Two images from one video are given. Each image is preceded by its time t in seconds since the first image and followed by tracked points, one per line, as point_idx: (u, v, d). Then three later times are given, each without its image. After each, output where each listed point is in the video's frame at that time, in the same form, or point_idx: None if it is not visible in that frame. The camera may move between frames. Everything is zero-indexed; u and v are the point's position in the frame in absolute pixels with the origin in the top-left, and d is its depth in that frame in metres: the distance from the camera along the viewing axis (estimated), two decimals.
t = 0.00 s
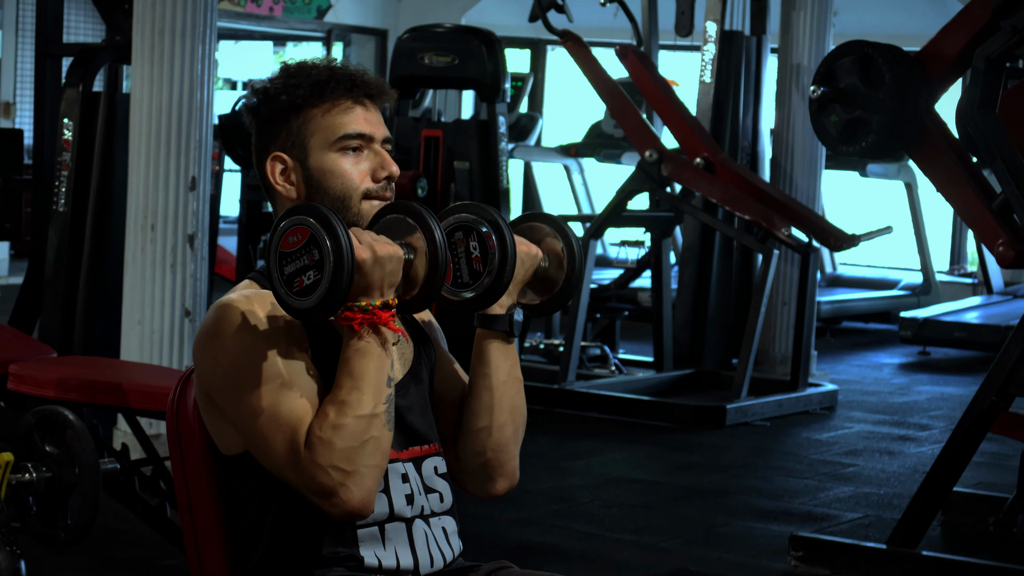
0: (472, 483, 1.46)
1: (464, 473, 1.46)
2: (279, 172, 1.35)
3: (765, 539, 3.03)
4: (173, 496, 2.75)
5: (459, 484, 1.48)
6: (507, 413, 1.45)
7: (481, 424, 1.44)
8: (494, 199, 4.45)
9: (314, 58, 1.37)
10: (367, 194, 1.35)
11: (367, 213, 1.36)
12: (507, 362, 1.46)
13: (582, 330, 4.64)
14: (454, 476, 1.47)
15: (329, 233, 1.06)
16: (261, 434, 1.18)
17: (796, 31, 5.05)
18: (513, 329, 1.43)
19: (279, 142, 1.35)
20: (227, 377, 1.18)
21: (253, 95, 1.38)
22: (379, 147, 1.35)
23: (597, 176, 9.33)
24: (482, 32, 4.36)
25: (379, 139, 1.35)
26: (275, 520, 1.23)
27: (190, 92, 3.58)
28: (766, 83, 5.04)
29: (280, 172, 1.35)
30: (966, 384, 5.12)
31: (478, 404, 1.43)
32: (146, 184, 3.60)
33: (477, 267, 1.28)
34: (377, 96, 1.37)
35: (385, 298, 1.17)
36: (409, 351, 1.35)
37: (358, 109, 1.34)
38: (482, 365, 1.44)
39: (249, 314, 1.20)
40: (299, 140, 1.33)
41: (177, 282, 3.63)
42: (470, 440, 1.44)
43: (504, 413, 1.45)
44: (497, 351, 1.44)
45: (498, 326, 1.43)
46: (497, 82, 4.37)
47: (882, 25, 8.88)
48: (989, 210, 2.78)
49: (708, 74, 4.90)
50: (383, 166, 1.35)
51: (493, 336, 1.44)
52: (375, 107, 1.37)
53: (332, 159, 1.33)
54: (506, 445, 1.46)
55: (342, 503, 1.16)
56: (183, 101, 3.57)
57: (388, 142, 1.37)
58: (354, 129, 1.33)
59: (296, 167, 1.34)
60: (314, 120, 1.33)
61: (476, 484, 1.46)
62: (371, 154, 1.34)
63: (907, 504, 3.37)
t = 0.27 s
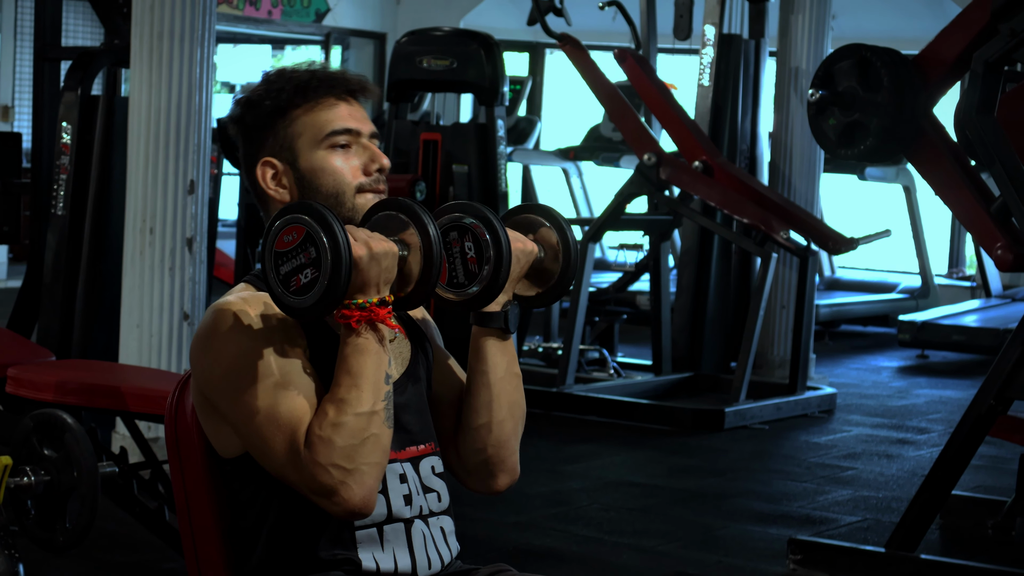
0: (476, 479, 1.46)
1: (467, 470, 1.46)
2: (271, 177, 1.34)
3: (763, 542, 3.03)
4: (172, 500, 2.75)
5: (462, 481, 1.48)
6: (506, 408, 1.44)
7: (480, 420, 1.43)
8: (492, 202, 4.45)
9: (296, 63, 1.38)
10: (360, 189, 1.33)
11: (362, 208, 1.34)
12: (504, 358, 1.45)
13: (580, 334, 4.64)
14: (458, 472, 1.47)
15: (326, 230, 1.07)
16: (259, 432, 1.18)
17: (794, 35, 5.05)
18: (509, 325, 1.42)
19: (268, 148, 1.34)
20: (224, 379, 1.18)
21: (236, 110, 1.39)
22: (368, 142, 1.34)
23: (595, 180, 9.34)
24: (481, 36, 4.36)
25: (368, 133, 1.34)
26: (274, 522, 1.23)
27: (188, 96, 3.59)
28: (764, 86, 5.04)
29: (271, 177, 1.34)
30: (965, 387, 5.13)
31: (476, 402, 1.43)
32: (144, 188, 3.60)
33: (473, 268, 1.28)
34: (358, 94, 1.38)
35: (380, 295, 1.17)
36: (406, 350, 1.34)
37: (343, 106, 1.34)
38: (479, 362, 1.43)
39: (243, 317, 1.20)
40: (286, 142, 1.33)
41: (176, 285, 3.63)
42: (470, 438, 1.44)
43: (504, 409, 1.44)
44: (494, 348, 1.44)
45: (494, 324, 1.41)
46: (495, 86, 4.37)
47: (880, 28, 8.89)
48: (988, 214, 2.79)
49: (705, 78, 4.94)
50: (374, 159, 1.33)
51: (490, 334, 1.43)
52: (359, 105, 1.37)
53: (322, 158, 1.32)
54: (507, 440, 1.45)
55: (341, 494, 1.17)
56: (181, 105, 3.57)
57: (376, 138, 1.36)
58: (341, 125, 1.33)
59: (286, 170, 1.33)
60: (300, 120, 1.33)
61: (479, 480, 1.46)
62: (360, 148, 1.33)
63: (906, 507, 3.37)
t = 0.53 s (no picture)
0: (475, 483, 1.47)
1: (465, 473, 1.46)
2: (261, 181, 1.32)
3: (762, 545, 3.03)
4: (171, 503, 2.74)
5: (461, 483, 1.48)
6: (507, 415, 1.45)
7: (481, 426, 1.43)
8: (491, 205, 4.45)
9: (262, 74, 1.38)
10: (349, 167, 1.30)
11: (356, 184, 1.31)
12: (508, 365, 1.44)
13: (579, 337, 4.64)
14: (458, 475, 1.48)
15: (322, 230, 1.06)
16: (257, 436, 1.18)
17: (793, 38, 5.06)
18: (512, 329, 1.41)
19: (252, 155, 1.33)
20: (222, 386, 1.18)
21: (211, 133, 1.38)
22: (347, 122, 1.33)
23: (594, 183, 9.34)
24: (479, 39, 4.37)
25: (344, 114, 1.32)
26: (274, 526, 1.22)
27: (186, 99, 3.58)
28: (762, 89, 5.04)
29: (261, 181, 1.32)
30: (964, 390, 5.13)
31: (478, 407, 1.43)
32: (143, 191, 3.60)
33: (474, 274, 1.28)
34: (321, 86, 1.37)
35: (377, 300, 1.16)
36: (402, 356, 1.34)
37: (313, 98, 1.33)
38: (481, 368, 1.42)
39: (242, 318, 1.20)
40: (267, 144, 1.31)
41: (175, 288, 3.63)
42: (470, 442, 1.44)
43: (505, 415, 1.44)
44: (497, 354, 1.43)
45: (498, 329, 1.41)
46: (493, 89, 4.37)
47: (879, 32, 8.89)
48: (987, 216, 2.79)
49: (704, 81, 4.95)
50: (356, 137, 1.32)
51: (493, 340, 1.42)
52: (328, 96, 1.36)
53: (305, 148, 1.30)
54: (507, 446, 1.45)
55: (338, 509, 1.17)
56: (181, 108, 3.57)
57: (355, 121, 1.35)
58: (316, 113, 1.31)
59: (275, 170, 1.31)
60: (276, 118, 1.32)
61: (478, 483, 1.47)
62: (340, 131, 1.31)
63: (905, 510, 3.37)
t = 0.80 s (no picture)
0: (473, 485, 1.44)
1: (463, 474, 1.44)
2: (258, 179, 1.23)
3: (762, 546, 3.03)
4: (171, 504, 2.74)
5: (459, 486, 1.46)
6: (507, 419, 1.41)
7: (481, 429, 1.40)
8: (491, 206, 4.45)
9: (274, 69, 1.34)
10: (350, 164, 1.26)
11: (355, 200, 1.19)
12: (508, 370, 1.39)
13: (579, 337, 4.63)
14: (456, 478, 1.45)
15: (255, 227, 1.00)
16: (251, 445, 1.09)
17: (793, 40, 5.06)
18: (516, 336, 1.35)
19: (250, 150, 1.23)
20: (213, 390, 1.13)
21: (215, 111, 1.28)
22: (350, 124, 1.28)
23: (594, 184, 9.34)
24: (479, 40, 4.37)
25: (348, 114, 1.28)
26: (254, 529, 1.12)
27: (186, 100, 3.59)
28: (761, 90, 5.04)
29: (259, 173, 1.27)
30: (964, 391, 5.13)
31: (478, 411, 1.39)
32: (143, 191, 3.60)
33: (484, 280, 1.22)
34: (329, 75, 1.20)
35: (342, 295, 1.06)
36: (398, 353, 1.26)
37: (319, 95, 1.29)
38: (481, 373, 1.38)
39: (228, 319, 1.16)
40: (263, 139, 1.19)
41: (174, 289, 3.63)
42: (469, 445, 1.41)
43: (504, 419, 1.41)
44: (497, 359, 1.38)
45: (499, 333, 1.35)
46: (494, 90, 4.37)
47: (879, 33, 8.89)
48: (987, 218, 2.80)
49: (704, 82, 4.94)
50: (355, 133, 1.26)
51: (494, 344, 1.36)
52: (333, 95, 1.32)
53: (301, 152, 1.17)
54: (506, 449, 1.43)
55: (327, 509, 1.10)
56: (181, 108, 3.58)
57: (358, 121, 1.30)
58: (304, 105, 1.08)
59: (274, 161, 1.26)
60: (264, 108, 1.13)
61: (476, 486, 1.44)
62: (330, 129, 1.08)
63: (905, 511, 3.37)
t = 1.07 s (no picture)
0: (469, 483, 1.45)
1: (458, 473, 1.44)
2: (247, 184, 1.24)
3: (762, 547, 3.03)
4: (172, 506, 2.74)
5: (455, 484, 1.46)
6: (500, 414, 1.43)
7: (474, 426, 1.41)
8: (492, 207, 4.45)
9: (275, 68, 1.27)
10: (338, 200, 1.21)
11: (343, 219, 1.22)
12: (498, 366, 1.42)
13: (579, 338, 4.63)
14: (452, 476, 1.46)
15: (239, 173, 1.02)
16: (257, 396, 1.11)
17: (793, 41, 5.06)
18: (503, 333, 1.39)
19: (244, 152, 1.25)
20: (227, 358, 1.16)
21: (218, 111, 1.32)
22: (347, 151, 1.22)
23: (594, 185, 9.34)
24: (480, 41, 4.36)
25: (347, 143, 1.22)
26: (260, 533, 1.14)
27: (187, 101, 3.59)
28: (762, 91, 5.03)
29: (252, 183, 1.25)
30: (964, 392, 5.12)
31: (469, 407, 1.41)
32: (144, 192, 3.60)
33: (475, 278, 1.27)
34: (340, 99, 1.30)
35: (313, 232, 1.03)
36: (390, 341, 1.33)
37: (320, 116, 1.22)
38: (472, 369, 1.40)
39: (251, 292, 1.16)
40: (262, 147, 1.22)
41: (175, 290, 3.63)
42: (464, 442, 1.42)
43: (497, 415, 1.42)
44: (486, 355, 1.41)
45: (487, 331, 1.39)
46: (494, 91, 4.37)
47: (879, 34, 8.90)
48: (986, 219, 2.80)
49: (705, 83, 4.94)
50: (352, 169, 1.21)
51: (482, 341, 1.41)
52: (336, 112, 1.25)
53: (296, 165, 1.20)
54: (500, 444, 1.44)
55: (324, 477, 1.14)
56: (181, 109, 3.58)
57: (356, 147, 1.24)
58: (318, 135, 1.20)
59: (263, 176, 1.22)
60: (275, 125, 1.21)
61: (471, 483, 1.45)
62: (338, 157, 1.20)
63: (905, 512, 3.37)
